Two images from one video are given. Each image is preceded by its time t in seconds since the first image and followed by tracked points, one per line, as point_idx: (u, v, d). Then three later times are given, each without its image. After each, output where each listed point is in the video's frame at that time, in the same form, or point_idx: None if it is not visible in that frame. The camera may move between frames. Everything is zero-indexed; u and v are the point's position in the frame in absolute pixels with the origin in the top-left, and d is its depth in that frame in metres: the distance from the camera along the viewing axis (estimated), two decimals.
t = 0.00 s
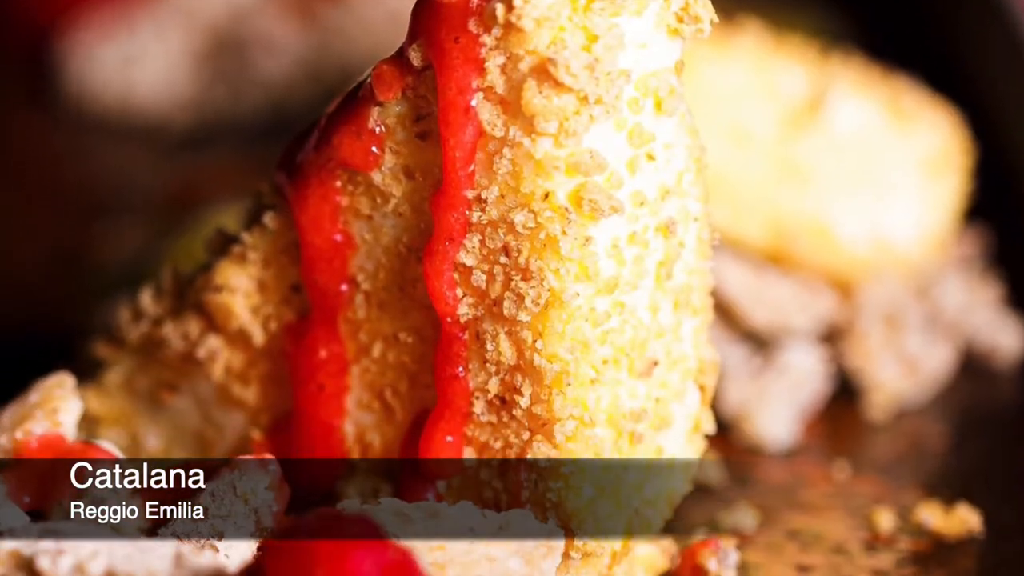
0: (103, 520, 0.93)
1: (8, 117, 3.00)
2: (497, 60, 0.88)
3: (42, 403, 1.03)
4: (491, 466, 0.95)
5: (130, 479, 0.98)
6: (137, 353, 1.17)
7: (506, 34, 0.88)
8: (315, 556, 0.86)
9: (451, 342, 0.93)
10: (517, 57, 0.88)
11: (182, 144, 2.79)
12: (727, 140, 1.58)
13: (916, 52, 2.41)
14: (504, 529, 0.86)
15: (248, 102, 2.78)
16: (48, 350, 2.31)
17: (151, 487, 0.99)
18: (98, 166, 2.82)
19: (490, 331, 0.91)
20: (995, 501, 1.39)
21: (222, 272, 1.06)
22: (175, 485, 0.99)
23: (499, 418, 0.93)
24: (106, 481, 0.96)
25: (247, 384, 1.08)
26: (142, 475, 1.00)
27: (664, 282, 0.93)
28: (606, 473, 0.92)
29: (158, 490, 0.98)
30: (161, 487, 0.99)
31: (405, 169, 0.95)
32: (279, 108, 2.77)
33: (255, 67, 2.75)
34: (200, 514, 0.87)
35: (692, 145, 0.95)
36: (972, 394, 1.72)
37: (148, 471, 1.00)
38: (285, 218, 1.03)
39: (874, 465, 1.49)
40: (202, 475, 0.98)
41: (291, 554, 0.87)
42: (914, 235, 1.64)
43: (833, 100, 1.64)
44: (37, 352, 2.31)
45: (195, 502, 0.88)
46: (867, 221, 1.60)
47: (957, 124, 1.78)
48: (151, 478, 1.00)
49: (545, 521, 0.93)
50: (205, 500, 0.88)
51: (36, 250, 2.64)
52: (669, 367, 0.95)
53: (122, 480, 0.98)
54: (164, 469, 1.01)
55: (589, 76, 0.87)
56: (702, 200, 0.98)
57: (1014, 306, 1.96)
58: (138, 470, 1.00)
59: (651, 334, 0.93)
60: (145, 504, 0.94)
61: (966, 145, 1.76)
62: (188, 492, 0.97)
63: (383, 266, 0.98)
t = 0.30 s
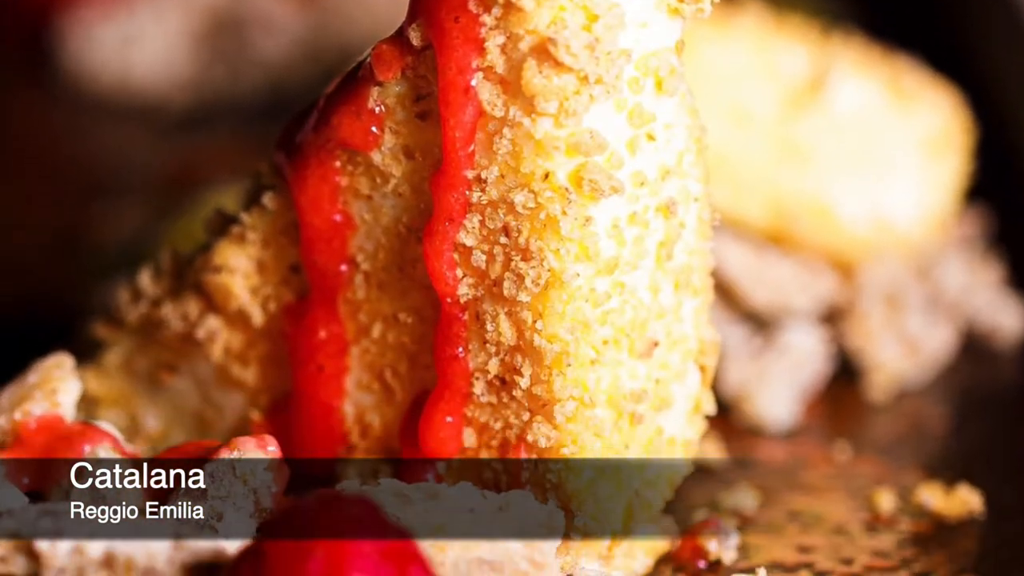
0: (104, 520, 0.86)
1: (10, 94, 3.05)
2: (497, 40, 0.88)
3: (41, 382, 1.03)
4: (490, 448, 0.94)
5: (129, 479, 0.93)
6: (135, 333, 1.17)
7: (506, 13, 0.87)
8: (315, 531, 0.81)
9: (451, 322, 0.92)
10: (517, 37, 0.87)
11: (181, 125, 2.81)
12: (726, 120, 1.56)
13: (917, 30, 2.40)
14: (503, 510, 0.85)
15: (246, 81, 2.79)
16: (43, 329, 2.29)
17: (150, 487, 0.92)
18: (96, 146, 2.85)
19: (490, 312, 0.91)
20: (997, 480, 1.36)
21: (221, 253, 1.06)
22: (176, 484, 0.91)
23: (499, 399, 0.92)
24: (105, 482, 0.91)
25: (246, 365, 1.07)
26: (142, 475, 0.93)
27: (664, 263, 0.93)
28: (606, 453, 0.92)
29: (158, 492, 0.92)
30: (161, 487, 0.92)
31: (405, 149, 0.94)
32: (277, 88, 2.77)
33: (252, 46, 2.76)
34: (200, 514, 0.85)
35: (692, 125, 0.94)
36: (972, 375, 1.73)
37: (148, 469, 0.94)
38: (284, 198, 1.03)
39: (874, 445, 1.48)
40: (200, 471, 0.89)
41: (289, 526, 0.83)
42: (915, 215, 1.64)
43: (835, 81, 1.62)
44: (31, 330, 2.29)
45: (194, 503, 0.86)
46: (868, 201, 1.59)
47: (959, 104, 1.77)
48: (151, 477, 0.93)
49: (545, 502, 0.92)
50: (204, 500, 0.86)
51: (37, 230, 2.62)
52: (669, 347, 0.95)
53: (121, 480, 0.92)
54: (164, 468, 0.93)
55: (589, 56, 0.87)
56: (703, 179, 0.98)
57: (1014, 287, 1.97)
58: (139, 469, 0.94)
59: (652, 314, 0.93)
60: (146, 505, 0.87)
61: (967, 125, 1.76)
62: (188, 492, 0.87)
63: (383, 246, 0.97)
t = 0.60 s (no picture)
0: (104, 520, 0.88)
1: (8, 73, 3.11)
2: (497, 20, 0.87)
3: (40, 363, 1.02)
4: (490, 428, 0.93)
5: (129, 480, 0.89)
6: (134, 314, 1.17)
7: None
8: (314, 513, 0.79)
9: (451, 303, 0.92)
10: (517, 17, 0.87)
11: (179, 104, 2.85)
12: (727, 100, 1.54)
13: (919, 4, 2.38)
14: (502, 492, 0.82)
15: (245, 60, 2.81)
16: (37, 308, 2.28)
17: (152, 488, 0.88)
18: (95, 126, 2.88)
19: (490, 292, 0.90)
20: (998, 461, 1.33)
21: (220, 233, 1.05)
22: (176, 484, 0.87)
23: (499, 379, 0.92)
24: (106, 484, 0.89)
25: (245, 345, 1.07)
26: (143, 475, 0.89)
27: (665, 244, 0.93)
28: (606, 434, 0.92)
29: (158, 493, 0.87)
30: (162, 488, 0.87)
31: (405, 129, 0.93)
32: (277, 68, 2.76)
33: (252, 26, 2.76)
34: (200, 514, 0.85)
35: (692, 105, 0.94)
36: (972, 356, 1.73)
37: (150, 468, 0.89)
38: (284, 178, 1.02)
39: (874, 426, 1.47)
40: (200, 471, 0.85)
41: (288, 507, 0.80)
42: (916, 195, 1.63)
43: (836, 62, 1.60)
44: (25, 309, 2.28)
45: (194, 503, 0.85)
46: (869, 182, 1.58)
47: (960, 83, 1.76)
48: (152, 477, 0.89)
49: (545, 483, 0.92)
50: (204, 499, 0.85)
51: (33, 210, 2.66)
52: (670, 328, 0.95)
53: (122, 481, 0.89)
54: (164, 466, 0.89)
55: (589, 36, 0.86)
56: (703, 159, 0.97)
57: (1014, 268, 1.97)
58: (140, 469, 0.90)
59: (652, 295, 0.92)
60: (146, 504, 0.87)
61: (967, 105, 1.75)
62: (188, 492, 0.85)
63: (383, 226, 0.97)
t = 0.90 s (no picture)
0: (103, 520, 0.82)
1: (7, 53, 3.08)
2: None
3: (39, 343, 1.02)
4: (490, 409, 0.93)
5: (129, 480, 0.85)
6: (133, 294, 1.16)
7: None
8: (313, 494, 0.78)
9: (451, 283, 0.92)
10: None
11: (177, 83, 2.95)
12: (729, 80, 1.51)
13: None
14: (504, 472, 0.81)
15: (243, 39, 2.86)
16: (34, 288, 2.28)
17: (151, 488, 0.83)
18: (94, 105, 2.94)
19: (490, 273, 0.90)
20: (998, 441, 1.32)
21: (220, 213, 1.05)
22: (175, 484, 0.83)
23: (499, 359, 0.91)
24: (105, 484, 0.85)
25: (244, 325, 1.06)
26: (143, 475, 0.85)
27: (665, 224, 0.92)
28: (607, 414, 0.91)
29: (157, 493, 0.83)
30: (161, 488, 0.83)
31: (404, 109, 0.93)
32: (277, 47, 2.83)
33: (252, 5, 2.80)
34: (200, 514, 0.81)
35: (692, 85, 0.94)
36: (973, 336, 1.74)
37: (150, 469, 0.85)
38: (283, 157, 1.02)
39: (875, 406, 1.47)
40: (201, 471, 0.82)
41: (288, 484, 0.81)
42: (917, 174, 1.63)
43: (837, 40, 1.57)
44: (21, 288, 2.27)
45: (195, 503, 0.81)
46: (870, 162, 1.57)
47: (960, 62, 1.75)
48: (152, 478, 0.84)
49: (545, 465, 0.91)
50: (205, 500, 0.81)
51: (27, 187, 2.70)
52: (670, 308, 0.94)
53: (122, 481, 0.85)
54: (164, 466, 0.84)
55: (589, 15, 0.85)
56: (704, 139, 0.97)
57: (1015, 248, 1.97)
58: (141, 470, 0.86)
59: (653, 275, 0.92)
60: (145, 504, 0.83)
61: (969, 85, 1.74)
62: (188, 492, 0.82)
63: (382, 206, 0.96)
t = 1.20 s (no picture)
0: (103, 521, 0.78)
1: None
2: None
3: (38, 324, 1.02)
4: (490, 389, 0.92)
5: (130, 480, 0.80)
6: (133, 274, 1.16)
7: None
8: (312, 480, 0.77)
9: (451, 263, 0.91)
10: None
11: (178, 62, 3.07)
12: (731, 60, 1.49)
13: None
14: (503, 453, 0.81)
15: (242, 20, 3.01)
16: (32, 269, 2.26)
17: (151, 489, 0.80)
18: (91, 84, 2.89)
19: (490, 253, 0.89)
20: (999, 421, 1.32)
21: (219, 193, 1.04)
22: (175, 484, 0.80)
23: (499, 340, 0.91)
24: (106, 485, 0.78)
25: (244, 306, 1.06)
26: (143, 475, 0.81)
27: (666, 204, 0.92)
28: (607, 395, 0.90)
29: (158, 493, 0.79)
30: (161, 488, 0.80)
31: (404, 89, 0.92)
32: (277, 25, 2.98)
33: None
34: (200, 514, 0.79)
35: (692, 64, 0.93)
36: (974, 317, 1.74)
37: (150, 469, 0.81)
38: (282, 137, 1.01)
39: (876, 386, 1.47)
40: (201, 471, 0.80)
41: (286, 467, 0.79)
42: (917, 154, 1.62)
43: (838, 20, 1.55)
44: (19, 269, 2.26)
45: (194, 503, 0.79)
46: (871, 142, 1.57)
47: (960, 42, 1.74)
48: (152, 478, 0.80)
49: (545, 446, 0.90)
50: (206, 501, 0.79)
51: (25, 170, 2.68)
52: (671, 288, 0.94)
53: (122, 481, 0.80)
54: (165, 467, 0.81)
55: None
56: (704, 119, 0.97)
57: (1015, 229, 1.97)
58: (141, 469, 0.81)
59: (653, 255, 0.92)
60: (145, 504, 0.79)
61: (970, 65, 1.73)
62: (187, 492, 0.79)
63: (382, 186, 0.96)
